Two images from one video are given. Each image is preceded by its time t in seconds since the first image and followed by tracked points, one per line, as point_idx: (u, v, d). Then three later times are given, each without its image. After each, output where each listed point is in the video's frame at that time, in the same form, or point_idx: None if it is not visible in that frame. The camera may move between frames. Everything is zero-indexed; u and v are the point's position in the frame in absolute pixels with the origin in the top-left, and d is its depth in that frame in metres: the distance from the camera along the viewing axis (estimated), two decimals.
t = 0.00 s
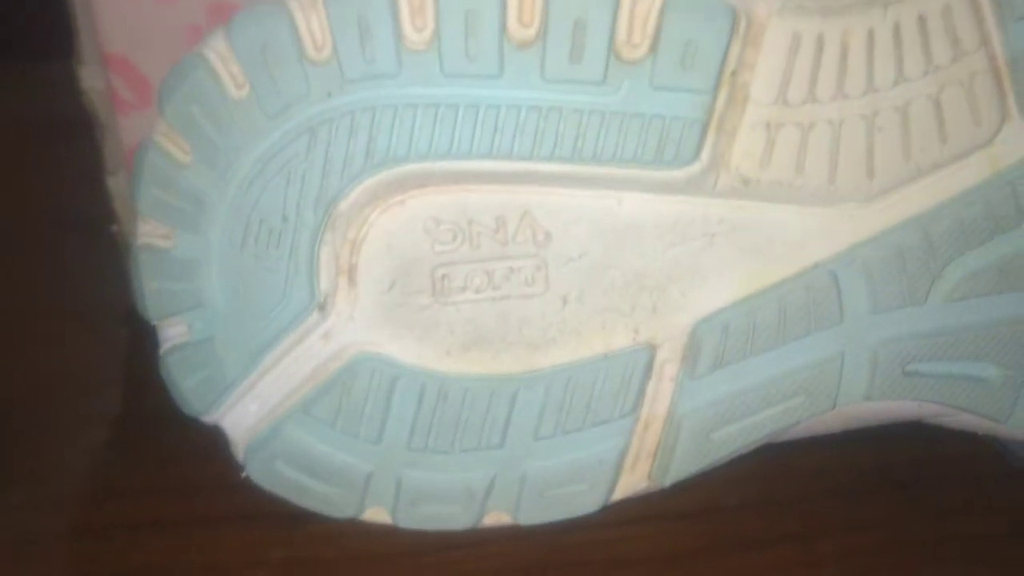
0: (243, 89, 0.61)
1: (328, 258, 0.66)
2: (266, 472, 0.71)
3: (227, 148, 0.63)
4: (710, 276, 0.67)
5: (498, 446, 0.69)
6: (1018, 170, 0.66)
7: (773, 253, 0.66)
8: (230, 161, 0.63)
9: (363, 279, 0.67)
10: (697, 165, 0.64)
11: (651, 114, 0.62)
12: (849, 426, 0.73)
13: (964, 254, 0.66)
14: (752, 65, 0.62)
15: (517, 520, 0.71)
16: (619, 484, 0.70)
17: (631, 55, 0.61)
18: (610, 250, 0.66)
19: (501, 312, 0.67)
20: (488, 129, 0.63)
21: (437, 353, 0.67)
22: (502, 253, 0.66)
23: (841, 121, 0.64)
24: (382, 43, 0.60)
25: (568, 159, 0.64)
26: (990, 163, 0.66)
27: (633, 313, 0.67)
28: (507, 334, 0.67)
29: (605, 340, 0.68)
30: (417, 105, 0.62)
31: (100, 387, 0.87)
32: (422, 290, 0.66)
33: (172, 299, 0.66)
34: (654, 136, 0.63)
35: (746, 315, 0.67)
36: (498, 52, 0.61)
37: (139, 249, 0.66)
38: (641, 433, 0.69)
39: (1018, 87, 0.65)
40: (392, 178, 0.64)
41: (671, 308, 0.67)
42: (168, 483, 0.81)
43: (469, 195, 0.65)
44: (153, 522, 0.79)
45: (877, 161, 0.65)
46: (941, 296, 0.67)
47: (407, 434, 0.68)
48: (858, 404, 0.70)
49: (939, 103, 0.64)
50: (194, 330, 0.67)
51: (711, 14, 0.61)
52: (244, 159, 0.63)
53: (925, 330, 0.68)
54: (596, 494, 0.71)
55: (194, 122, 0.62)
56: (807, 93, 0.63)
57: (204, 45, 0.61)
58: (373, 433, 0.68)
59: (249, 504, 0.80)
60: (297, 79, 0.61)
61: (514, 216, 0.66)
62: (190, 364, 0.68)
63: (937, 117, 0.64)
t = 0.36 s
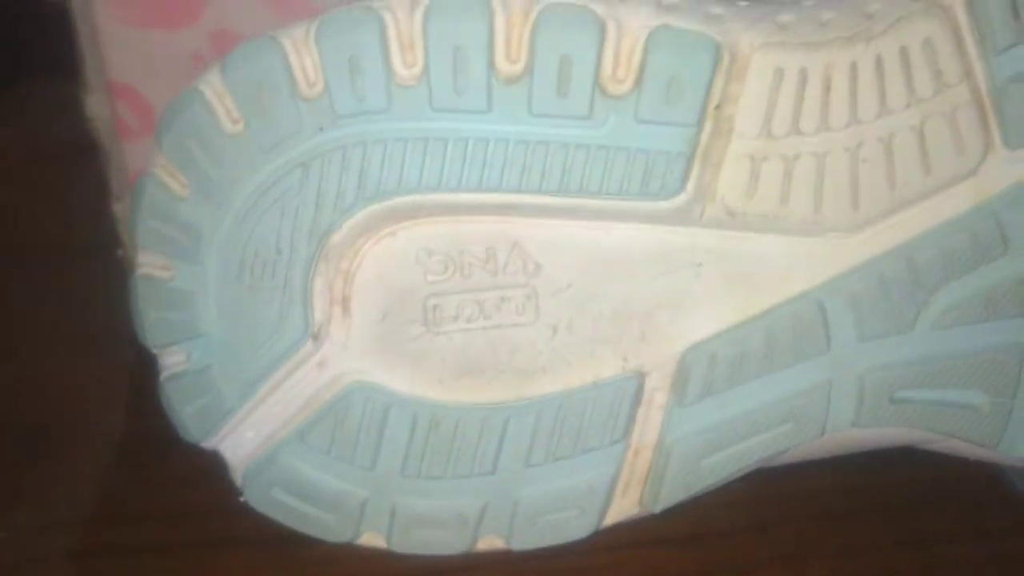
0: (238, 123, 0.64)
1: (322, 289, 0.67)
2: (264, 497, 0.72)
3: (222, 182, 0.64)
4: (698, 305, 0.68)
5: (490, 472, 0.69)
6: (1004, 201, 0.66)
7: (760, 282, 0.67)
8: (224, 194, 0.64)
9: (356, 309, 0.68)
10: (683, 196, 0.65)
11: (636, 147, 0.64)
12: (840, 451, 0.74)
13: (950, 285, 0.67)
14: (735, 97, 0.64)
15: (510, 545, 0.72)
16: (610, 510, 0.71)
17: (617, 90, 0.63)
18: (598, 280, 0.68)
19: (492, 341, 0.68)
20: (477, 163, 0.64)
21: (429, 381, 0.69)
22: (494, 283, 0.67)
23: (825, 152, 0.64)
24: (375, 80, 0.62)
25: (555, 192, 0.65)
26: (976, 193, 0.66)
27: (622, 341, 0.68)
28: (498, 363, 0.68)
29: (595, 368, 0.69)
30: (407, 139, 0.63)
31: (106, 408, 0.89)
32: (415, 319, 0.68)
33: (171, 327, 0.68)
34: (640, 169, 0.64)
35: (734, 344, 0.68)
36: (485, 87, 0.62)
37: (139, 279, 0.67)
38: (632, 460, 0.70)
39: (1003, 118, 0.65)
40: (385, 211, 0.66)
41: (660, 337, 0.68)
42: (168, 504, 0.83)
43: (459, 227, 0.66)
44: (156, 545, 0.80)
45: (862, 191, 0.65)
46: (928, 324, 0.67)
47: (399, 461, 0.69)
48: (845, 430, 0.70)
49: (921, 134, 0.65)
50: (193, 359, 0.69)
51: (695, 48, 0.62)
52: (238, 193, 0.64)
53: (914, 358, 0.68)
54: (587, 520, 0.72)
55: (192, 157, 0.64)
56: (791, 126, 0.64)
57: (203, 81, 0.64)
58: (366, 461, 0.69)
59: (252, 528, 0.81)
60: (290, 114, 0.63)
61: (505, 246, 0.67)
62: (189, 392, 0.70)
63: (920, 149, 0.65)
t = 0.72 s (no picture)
0: (157, 183, 0.60)
1: (246, 360, 0.63)
2: None
3: (140, 246, 0.61)
4: (645, 376, 0.64)
5: (427, 553, 0.66)
6: (969, 264, 0.62)
7: (712, 350, 0.64)
8: (142, 259, 0.61)
9: (284, 381, 0.64)
10: (627, 260, 0.62)
11: (575, 210, 0.60)
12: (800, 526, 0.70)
13: (911, 354, 0.63)
14: (680, 156, 0.60)
15: None
16: None
17: (554, 149, 0.59)
18: (541, 348, 0.64)
19: (429, 415, 0.64)
20: (409, 224, 0.60)
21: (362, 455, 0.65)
22: (430, 352, 0.63)
23: (777, 214, 0.61)
24: (296, 137, 0.59)
25: (494, 255, 0.61)
26: (937, 253, 0.62)
27: (565, 414, 0.64)
28: (434, 439, 0.64)
29: (537, 443, 0.65)
30: (333, 202, 0.60)
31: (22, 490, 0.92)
32: (345, 392, 0.64)
33: (88, 400, 0.64)
34: (580, 234, 0.61)
35: (683, 417, 0.64)
36: (415, 146, 0.59)
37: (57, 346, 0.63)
38: (577, 539, 0.66)
39: (966, 176, 0.61)
40: (311, 277, 0.62)
41: (605, 410, 0.64)
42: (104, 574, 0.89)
43: (394, 291, 0.63)
44: None
45: (816, 255, 0.62)
46: (886, 396, 0.64)
47: (330, 542, 0.66)
48: (804, 504, 0.66)
49: (878, 193, 0.61)
50: (113, 433, 0.65)
51: (636, 106, 0.59)
52: (157, 258, 0.61)
53: (873, 432, 0.65)
54: None
55: (108, 219, 0.61)
56: (739, 186, 0.61)
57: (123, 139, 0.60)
58: (296, 541, 0.66)
59: None
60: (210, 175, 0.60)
61: (442, 311, 0.63)
62: (109, 467, 0.66)
63: (877, 209, 0.61)
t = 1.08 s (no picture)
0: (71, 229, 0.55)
1: (165, 418, 0.59)
2: None
3: (50, 295, 0.56)
4: (591, 442, 0.60)
5: None
6: (941, 326, 0.58)
7: (664, 414, 0.59)
8: (52, 311, 0.57)
9: (207, 439, 0.60)
10: (573, 317, 0.57)
11: (515, 265, 0.56)
12: None
13: (878, 423, 0.58)
14: (629, 208, 0.56)
15: None
16: None
17: (494, 200, 0.55)
18: (483, 410, 0.59)
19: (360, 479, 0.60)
20: (333, 278, 0.56)
21: (290, 522, 0.61)
22: (362, 412, 0.59)
23: (733, 270, 0.56)
24: (215, 183, 0.55)
25: (426, 311, 0.57)
26: (909, 315, 0.58)
27: (507, 479, 0.60)
28: (365, 503, 0.60)
29: (476, 510, 0.60)
30: (253, 254, 0.56)
31: None
32: (271, 453, 0.60)
33: None
34: (520, 290, 0.56)
35: (631, 487, 0.60)
36: (343, 195, 0.55)
37: None
38: None
39: (940, 232, 0.56)
40: (234, 330, 0.58)
41: (550, 476, 0.60)
42: None
43: (321, 347, 0.59)
44: None
45: (776, 316, 0.57)
46: (852, 465, 0.59)
47: None
48: None
49: (845, 248, 0.56)
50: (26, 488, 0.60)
51: (580, 154, 0.55)
52: (68, 307, 0.56)
53: (841, 504, 0.59)
54: None
55: (15, 263, 0.56)
56: (692, 240, 0.56)
57: (33, 182, 0.56)
58: None
59: None
60: (122, 223, 0.55)
61: (373, 369, 0.59)
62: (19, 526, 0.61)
63: (843, 268, 0.57)
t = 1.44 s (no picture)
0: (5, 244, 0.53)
1: (104, 441, 0.56)
2: None
3: None
4: (546, 479, 0.56)
5: None
6: (924, 367, 0.54)
7: (625, 452, 0.56)
8: None
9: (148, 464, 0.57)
10: (528, 348, 0.54)
11: (467, 292, 0.53)
12: None
13: (851, 467, 0.55)
14: (588, 234, 0.53)
15: None
16: None
17: (445, 223, 0.52)
18: (434, 444, 0.56)
19: (302, 510, 0.57)
20: (274, 302, 0.54)
21: (233, 553, 0.58)
22: (309, 442, 0.56)
23: (699, 301, 0.53)
24: (152, 201, 0.52)
25: (371, 339, 0.54)
26: (887, 354, 0.54)
27: (457, 515, 0.57)
28: (308, 537, 0.57)
29: (423, 548, 0.57)
30: (191, 274, 0.53)
31: None
32: (212, 480, 0.57)
33: None
34: (471, 319, 0.53)
35: (588, 527, 0.56)
36: (284, 215, 0.52)
37: None
38: None
39: (922, 266, 0.53)
40: (181, 352, 0.55)
41: (502, 514, 0.57)
42: None
43: (270, 372, 0.56)
44: None
45: (744, 352, 0.54)
46: (823, 511, 0.55)
47: None
48: None
49: (817, 281, 0.53)
50: None
51: (534, 177, 0.52)
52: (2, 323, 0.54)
53: (807, 552, 0.56)
54: None
55: None
56: (655, 269, 0.53)
57: None
58: None
59: None
60: (56, 238, 0.53)
61: (322, 398, 0.56)
62: None
63: (815, 302, 0.53)
